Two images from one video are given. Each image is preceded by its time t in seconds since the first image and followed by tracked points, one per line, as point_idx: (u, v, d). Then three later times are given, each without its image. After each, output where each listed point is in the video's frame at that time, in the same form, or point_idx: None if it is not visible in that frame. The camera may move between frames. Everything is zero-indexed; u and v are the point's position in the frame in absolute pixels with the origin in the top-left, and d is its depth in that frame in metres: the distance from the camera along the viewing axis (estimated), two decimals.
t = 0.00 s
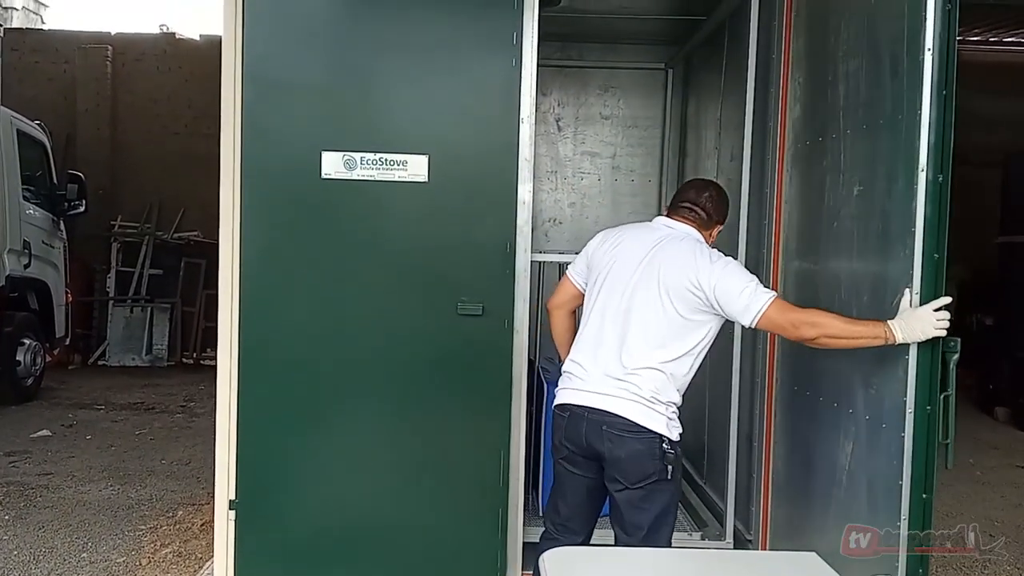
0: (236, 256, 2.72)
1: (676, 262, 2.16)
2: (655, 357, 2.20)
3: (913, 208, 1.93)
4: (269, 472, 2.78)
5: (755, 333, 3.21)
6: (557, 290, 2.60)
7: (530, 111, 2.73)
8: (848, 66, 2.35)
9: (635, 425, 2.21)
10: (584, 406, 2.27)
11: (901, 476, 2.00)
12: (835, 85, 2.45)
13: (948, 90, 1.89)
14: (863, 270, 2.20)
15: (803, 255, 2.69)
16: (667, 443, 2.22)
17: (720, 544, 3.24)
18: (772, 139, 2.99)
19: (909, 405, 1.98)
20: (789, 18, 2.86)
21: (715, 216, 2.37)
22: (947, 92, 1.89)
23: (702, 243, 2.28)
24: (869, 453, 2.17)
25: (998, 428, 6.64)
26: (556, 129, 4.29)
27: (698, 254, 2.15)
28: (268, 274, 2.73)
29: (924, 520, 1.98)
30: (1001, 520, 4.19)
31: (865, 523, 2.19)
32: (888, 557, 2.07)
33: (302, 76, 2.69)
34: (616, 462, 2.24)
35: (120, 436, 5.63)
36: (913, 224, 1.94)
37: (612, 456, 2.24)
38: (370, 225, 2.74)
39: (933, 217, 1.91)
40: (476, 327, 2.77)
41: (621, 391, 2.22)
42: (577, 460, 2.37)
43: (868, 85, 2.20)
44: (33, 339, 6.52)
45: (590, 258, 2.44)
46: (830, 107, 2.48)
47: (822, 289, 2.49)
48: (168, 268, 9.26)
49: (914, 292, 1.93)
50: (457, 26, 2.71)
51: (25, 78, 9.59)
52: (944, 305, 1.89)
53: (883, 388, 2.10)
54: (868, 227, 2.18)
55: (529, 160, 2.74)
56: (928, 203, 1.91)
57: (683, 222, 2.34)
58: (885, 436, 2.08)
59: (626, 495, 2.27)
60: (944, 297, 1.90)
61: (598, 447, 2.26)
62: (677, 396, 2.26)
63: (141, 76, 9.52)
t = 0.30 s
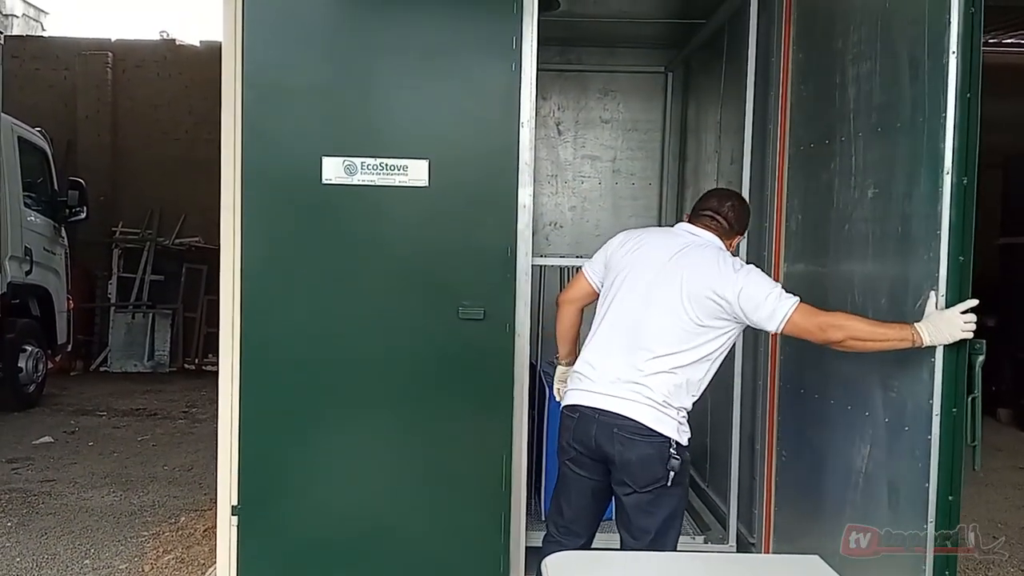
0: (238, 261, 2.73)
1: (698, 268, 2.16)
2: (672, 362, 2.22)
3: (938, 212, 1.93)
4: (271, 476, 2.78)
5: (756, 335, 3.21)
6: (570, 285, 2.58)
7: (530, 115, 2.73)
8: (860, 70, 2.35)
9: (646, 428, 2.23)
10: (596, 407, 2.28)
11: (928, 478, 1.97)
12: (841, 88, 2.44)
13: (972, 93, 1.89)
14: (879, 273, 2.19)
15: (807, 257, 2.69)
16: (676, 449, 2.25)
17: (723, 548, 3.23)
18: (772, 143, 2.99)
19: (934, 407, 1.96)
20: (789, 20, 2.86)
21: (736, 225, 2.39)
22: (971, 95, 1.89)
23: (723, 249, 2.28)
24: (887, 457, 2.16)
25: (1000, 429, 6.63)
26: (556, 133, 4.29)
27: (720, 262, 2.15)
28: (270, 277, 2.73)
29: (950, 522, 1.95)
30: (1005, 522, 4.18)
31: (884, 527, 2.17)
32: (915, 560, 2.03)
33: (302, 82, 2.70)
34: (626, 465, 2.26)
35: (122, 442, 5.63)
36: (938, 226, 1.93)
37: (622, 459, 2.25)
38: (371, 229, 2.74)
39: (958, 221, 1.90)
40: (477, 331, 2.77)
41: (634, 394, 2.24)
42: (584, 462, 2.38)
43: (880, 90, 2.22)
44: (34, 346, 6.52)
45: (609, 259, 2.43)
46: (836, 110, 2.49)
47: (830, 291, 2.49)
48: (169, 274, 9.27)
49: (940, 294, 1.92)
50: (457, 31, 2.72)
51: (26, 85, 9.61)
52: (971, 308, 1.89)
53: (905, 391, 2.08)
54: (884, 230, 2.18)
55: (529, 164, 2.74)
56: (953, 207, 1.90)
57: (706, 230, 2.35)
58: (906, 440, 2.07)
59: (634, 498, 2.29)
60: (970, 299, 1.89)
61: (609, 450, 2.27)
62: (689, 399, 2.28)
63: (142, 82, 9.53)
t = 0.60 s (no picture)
0: (242, 260, 2.73)
1: (713, 266, 2.16)
2: (684, 360, 2.22)
3: (952, 207, 1.92)
4: (277, 474, 2.78)
5: (761, 331, 3.21)
6: (584, 283, 2.58)
7: (533, 113, 2.73)
8: (869, 65, 2.34)
9: (657, 425, 2.24)
10: (609, 403, 2.29)
11: (943, 474, 1.96)
12: (850, 83, 2.43)
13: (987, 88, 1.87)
14: (890, 269, 2.19)
15: (813, 253, 2.68)
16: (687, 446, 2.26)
17: (729, 545, 3.23)
18: (776, 140, 2.99)
19: (949, 404, 1.95)
20: (793, 18, 2.86)
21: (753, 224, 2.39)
22: (987, 90, 1.87)
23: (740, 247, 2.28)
24: (900, 453, 2.15)
25: (1005, 425, 6.64)
26: (560, 131, 4.29)
27: (737, 260, 2.14)
28: (273, 277, 2.74)
29: (965, 519, 1.94)
30: (1011, 517, 4.18)
31: (896, 525, 2.16)
32: (928, 559, 2.02)
33: (306, 81, 2.70)
34: (636, 462, 2.27)
35: (129, 441, 5.65)
36: (952, 223, 1.92)
37: (633, 455, 2.26)
38: (373, 228, 2.74)
39: (972, 218, 1.90)
40: (482, 328, 2.77)
41: (647, 391, 2.24)
42: (596, 458, 2.39)
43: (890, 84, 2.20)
44: (40, 346, 6.53)
45: (624, 256, 2.43)
46: (842, 105, 2.48)
47: (839, 286, 2.49)
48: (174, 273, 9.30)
49: (954, 289, 1.92)
50: (460, 28, 2.71)
51: (30, 86, 9.64)
52: (986, 303, 1.88)
53: (918, 386, 2.07)
54: (895, 224, 2.17)
55: (533, 162, 2.74)
56: (967, 203, 1.89)
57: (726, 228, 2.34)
58: (920, 437, 2.06)
59: (645, 495, 2.30)
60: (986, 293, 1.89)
61: (621, 446, 2.28)
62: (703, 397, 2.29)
63: (145, 83, 9.54)
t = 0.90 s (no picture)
0: (242, 257, 2.73)
1: (708, 261, 2.16)
2: (679, 354, 2.22)
3: (953, 204, 1.92)
4: (277, 471, 2.78)
5: (761, 328, 3.21)
6: (581, 278, 2.58)
7: (533, 109, 2.73)
8: (870, 61, 2.34)
9: (653, 420, 2.24)
10: (606, 398, 2.29)
11: (942, 472, 1.96)
12: (851, 79, 2.43)
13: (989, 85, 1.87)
14: (891, 265, 2.18)
15: (814, 250, 2.68)
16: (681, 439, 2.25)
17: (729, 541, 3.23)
18: (777, 136, 2.99)
19: (949, 400, 1.95)
20: (794, 13, 2.86)
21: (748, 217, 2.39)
22: (989, 86, 1.87)
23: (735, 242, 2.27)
24: (900, 450, 2.15)
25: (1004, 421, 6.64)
26: (560, 126, 4.28)
27: (730, 255, 2.15)
28: (273, 274, 2.73)
29: (965, 517, 1.94)
30: (1011, 514, 4.18)
31: (896, 523, 2.16)
32: (927, 558, 2.02)
33: (307, 77, 2.69)
34: (630, 456, 2.27)
35: (129, 436, 5.65)
36: (953, 220, 1.92)
37: (627, 450, 2.27)
38: (373, 225, 2.74)
39: (973, 216, 1.89)
40: (482, 325, 2.77)
41: (643, 387, 2.25)
42: (593, 452, 2.39)
43: (892, 80, 2.20)
44: (40, 341, 6.52)
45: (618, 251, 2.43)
46: (843, 101, 2.48)
47: (840, 282, 2.48)
48: (175, 269, 9.31)
49: (954, 286, 1.91)
50: (461, 24, 2.71)
51: (31, 81, 9.62)
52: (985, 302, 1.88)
53: (919, 383, 2.06)
54: (896, 220, 2.16)
55: (533, 158, 2.74)
56: (969, 199, 1.89)
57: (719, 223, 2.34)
58: (920, 433, 2.06)
59: (641, 489, 2.30)
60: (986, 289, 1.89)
61: (616, 440, 2.28)
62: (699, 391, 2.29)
63: (145, 79, 9.53)
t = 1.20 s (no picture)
0: (241, 257, 2.73)
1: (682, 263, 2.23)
2: (670, 349, 2.26)
3: (950, 204, 1.92)
4: (276, 472, 2.78)
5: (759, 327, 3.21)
6: (555, 285, 2.51)
7: (532, 109, 2.73)
8: (868, 60, 2.34)
9: (649, 416, 2.26)
10: (600, 399, 2.31)
11: (942, 472, 1.95)
12: (849, 79, 2.43)
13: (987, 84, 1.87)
14: (888, 264, 2.18)
15: (812, 249, 2.68)
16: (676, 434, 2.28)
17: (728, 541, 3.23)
18: (775, 136, 2.99)
19: (948, 399, 1.94)
20: (792, 13, 2.86)
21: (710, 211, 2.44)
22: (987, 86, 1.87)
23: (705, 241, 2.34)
24: (899, 449, 2.15)
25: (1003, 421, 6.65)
26: (559, 126, 4.29)
27: (701, 258, 2.23)
28: (272, 273, 2.73)
29: (963, 517, 1.94)
30: (1009, 513, 4.18)
31: (895, 523, 2.15)
32: (926, 558, 2.02)
33: (305, 78, 2.69)
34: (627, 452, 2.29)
35: (128, 436, 5.65)
36: (950, 219, 1.92)
37: (626, 446, 2.29)
38: (372, 226, 2.74)
39: (972, 214, 1.89)
40: (480, 325, 2.77)
41: (638, 385, 2.27)
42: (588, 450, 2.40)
43: (889, 80, 2.20)
44: (39, 342, 6.52)
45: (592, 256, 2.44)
46: (841, 101, 2.48)
47: (839, 281, 2.48)
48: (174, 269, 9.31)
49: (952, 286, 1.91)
50: (460, 24, 2.71)
51: (29, 81, 9.63)
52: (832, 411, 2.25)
53: (918, 383, 2.06)
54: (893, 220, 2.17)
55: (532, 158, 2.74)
56: (967, 198, 1.89)
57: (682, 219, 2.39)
58: (918, 433, 2.06)
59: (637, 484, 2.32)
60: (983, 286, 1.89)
61: (613, 438, 2.30)
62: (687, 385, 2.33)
63: (144, 79, 9.53)
